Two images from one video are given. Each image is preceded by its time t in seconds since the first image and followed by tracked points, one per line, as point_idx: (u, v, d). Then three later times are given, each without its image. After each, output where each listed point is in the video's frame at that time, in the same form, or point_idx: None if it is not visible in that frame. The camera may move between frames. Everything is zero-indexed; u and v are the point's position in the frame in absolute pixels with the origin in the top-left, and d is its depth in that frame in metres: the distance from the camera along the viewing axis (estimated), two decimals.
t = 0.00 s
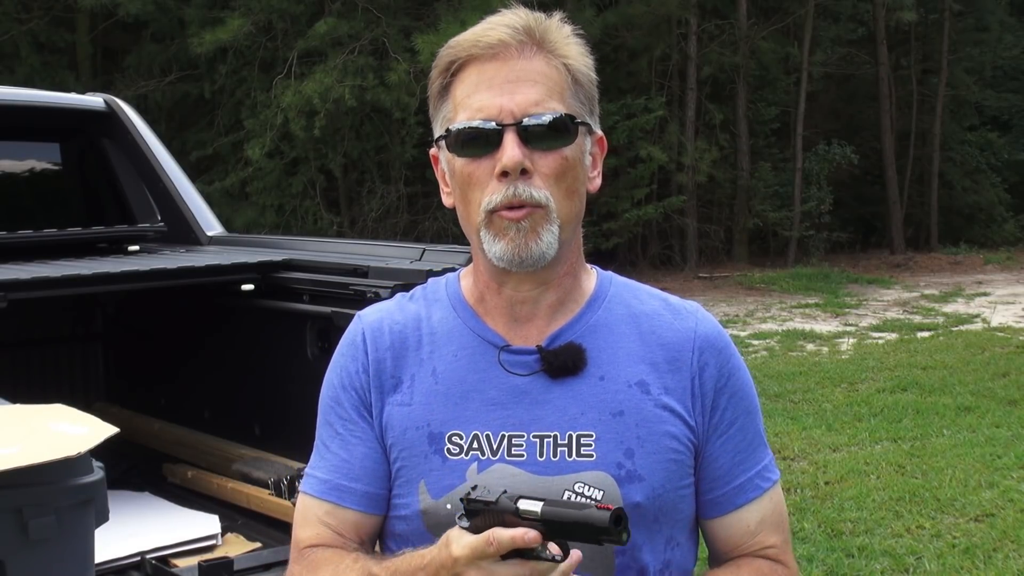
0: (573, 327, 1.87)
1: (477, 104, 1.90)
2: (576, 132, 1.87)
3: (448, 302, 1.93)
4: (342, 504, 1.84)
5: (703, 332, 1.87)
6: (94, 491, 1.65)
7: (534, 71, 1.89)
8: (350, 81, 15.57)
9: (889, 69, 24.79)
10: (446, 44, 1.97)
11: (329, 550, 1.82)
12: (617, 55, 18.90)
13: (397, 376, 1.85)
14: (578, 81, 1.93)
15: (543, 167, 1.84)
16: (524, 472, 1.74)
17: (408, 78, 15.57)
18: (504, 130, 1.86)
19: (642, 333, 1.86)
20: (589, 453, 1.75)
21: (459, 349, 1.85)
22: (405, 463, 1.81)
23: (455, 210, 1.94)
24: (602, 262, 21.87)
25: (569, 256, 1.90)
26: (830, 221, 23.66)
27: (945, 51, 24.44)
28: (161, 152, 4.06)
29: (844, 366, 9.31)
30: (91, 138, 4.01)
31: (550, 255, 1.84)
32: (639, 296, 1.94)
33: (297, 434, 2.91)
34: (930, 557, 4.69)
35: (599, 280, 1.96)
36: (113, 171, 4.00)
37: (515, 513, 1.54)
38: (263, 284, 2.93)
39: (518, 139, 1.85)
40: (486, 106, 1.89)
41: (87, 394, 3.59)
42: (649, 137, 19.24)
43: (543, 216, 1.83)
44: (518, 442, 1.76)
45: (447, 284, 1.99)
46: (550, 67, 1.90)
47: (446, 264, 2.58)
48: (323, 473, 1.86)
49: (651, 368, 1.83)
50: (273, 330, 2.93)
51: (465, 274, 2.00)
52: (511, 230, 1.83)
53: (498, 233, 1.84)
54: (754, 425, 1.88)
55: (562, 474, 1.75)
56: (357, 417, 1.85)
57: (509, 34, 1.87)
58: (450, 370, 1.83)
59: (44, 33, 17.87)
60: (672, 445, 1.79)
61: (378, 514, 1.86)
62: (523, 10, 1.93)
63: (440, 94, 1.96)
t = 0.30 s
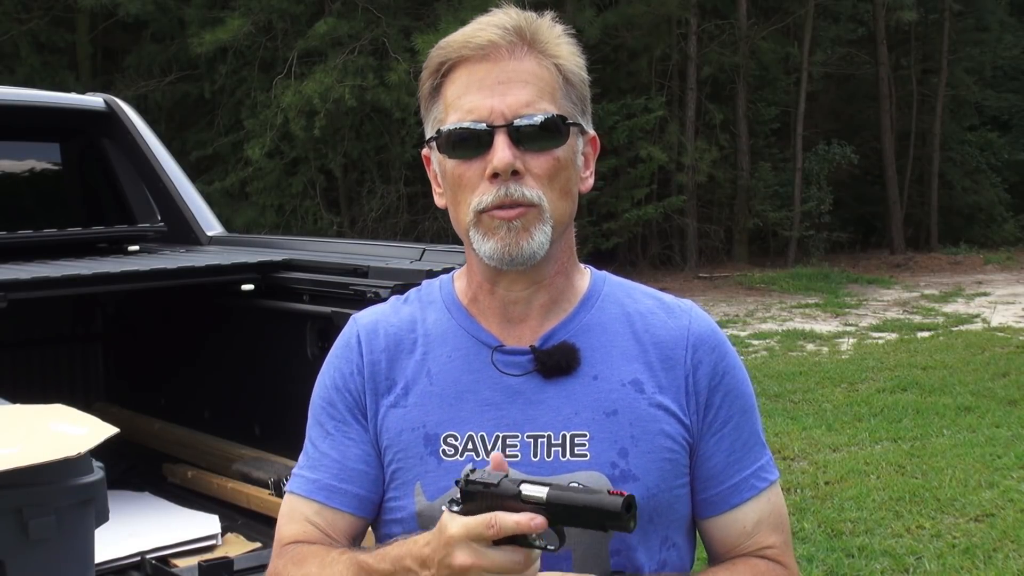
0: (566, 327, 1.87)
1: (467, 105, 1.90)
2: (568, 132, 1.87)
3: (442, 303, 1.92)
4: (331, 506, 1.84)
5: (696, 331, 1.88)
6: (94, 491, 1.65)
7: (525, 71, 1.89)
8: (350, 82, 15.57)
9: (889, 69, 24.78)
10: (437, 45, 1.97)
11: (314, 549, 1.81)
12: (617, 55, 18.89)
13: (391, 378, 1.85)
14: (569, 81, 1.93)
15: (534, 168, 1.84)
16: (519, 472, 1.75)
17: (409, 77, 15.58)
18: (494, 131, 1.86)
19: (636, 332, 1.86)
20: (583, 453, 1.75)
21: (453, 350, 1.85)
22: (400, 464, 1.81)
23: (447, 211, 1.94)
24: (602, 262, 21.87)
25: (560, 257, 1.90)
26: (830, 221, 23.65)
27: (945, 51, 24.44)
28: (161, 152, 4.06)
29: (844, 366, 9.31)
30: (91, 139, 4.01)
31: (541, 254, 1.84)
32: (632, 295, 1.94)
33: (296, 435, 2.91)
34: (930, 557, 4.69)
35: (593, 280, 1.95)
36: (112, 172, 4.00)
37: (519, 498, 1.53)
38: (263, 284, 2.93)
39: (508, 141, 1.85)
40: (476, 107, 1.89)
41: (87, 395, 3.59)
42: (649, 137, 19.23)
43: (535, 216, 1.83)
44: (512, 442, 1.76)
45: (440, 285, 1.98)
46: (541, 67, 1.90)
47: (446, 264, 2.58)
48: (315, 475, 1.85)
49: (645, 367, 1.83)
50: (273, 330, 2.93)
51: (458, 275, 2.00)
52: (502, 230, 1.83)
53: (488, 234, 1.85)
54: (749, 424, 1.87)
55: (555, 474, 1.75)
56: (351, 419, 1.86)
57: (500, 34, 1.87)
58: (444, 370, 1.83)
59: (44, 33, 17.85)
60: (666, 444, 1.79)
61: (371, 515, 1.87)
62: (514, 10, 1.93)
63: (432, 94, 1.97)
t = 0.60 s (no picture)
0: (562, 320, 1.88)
1: (465, 98, 1.88)
2: (564, 125, 1.87)
3: (437, 295, 1.92)
4: (329, 481, 1.79)
5: (693, 325, 1.88)
6: (94, 491, 1.65)
7: (523, 65, 1.88)
8: (350, 81, 15.57)
9: (889, 69, 24.78)
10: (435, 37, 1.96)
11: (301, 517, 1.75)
12: (617, 55, 18.87)
13: (388, 365, 1.84)
14: (566, 75, 1.93)
15: (531, 161, 1.84)
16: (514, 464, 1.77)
17: (409, 78, 15.58)
18: (492, 124, 1.85)
19: (633, 325, 1.86)
20: (579, 443, 1.76)
21: (449, 340, 1.84)
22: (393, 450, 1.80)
23: (443, 203, 1.93)
24: (602, 261, 21.88)
25: (557, 247, 1.90)
26: (830, 221, 23.66)
27: (945, 51, 24.43)
28: (161, 152, 4.06)
29: (844, 366, 9.31)
30: (91, 139, 4.01)
31: (538, 248, 1.83)
32: (629, 289, 1.94)
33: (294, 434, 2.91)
34: (930, 557, 4.69)
35: (588, 274, 1.95)
36: (112, 172, 3.99)
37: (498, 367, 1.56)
38: (263, 284, 2.93)
39: (506, 134, 1.84)
40: (474, 100, 1.88)
41: (87, 395, 3.59)
42: (649, 137, 19.22)
43: (533, 211, 1.82)
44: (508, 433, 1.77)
45: (436, 279, 1.98)
46: (539, 61, 1.89)
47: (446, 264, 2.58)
48: (309, 450, 1.81)
49: (641, 359, 1.83)
50: (273, 329, 2.93)
51: (453, 268, 1.99)
52: (499, 223, 1.82)
53: (485, 226, 1.83)
54: (745, 418, 1.88)
55: (548, 465, 1.76)
56: (348, 400, 1.83)
57: (498, 27, 1.86)
58: (439, 359, 1.83)
59: (44, 33, 17.84)
60: (661, 437, 1.79)
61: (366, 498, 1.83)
62: (512, 3, 1.92)
63: (429, 87, 1.95)
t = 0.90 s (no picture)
0: (564, 315, 1.87)
1: (470, 95, 1.88)
2: (570, 125, 1.87)
3: (436, 291, 1.91)
4: (332, 487, 1.77)
5: (692, 323, 1.88)
6: (94, 491, 1.65)
7: (530, 62, 1.88)
8: (350, 82, 15.56)
9: (889, 69, 24.77)
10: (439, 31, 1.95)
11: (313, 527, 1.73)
12: (617, 55, 18.86)
13: (387, 364, 1.83)
14: (572, 73, 1.93)
15: (537, 160, 1.83)
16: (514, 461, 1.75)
17: (409, 78, 15.61)
18: (497, 122, 1.85)
19: (634, 323, 1.86)
20: (582, 440, 1.76)
21: (450, 338, 1.83)
22: (395, 449, 1.79)
23: (446, 199, 1.92)
24: (602, 261, 21.90)
25: (560, 246, 1.90)
26: (830, 221, 23.66)
27: (945, 51, 24.44)
28: (161, 152, 4.06)
29: (844, 366, 9.31)
30: (91, 139, 4.01)
31: (542, 246, 1.84)
32: (627, 287, 1.94)
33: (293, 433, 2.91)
34: (930, 557, 4.68)
35: (587, 271, 1.95)
36: (112, 172, 3.99)
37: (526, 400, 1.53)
38: (263, 284, 2.93)
39: (512, 132, 1.84)
40: (480, 97, 1.87)
41: (87, 395, 3.59)
42: (650, 137, 19.23)
43: (538, 210, 1.82)
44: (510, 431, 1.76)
45: (434, 275, 1.97)
46: (545, 59, 1.89)
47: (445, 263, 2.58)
48: (310, 455, 1.79)
49: (643, 357, 1.83)
50: (272, 328, 2.93)
51: (453, 263, 1.99)
52: (504, 222, 1.82)
53: (489, 224, 1.83)
54: (741, 416, 1.90)
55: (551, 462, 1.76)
56: (349, 401, 1.81)
57: (505, 24, 1.85)
58: (441, 356, 1.82)
59: (44, 33, 17.83)
60: (662, 434, 1.79)
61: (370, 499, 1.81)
62: None
63: (433, 81, 1.94)
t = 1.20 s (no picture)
0: (571, 317, 1.86)
1: (493, 144, 1.74)
2: (593, 166, 1.79)
3: (441, 293, 1.90)
4: (340, 491, 1.77)
5: (695, 324, 1.88)
6: (94, 491, 1.65)
7: (554, 105, 1.74)
8: (350, 81, 15.56)
9: (889, 70, 24.77)
10: (447, 60, 1.75)
11: (326, 536, 1.73)
12: (617, 55, 18.87)
13: (393, 365, 1.82)
14: (593, 103, 1.81)
15: (564, 210, 1.76)
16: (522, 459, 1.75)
17: (408, 77, 15.61)
18: (524, 174, 1.74)
19: (637, 323, 1.86)
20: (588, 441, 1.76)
21: (455, 339, 1.82)
22: (401, 450, 1.78)
23: (462, 236, 1.83)
24: (602, 261, 21.91)
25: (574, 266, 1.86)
26: (830, 221, 23.66)
27: (945, 51, 24.44)
28: (161, 152, 4.06)
29: (844, 366, 9.31)
30: (91, 139, 4.01)
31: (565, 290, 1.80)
32: (630, 288, 1.94)
33: (294, 432, 2.91)
34: (930, 557, 4.68)
35: (592, 274, 1.93)
36: (112, 172, 3.99)
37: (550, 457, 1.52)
38: (264, 284, 2.94)
39: (539, 185, 1.74)
40: (503, 147, 1.74)
41: (87, 394, 3.59)
42: (649, 137, 19.23)
43: (565, 261, 1.77)
44: (517, 429, 1.76)
45: (438, 275, 1.95)
46: (571, 100, 1.75)
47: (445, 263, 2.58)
48: (318, 460, 1.79)
49: (647, 358, 1.83)
50: (273, 329, 2.94)
51: (456, 266, 1.95)
52: (531, 278, 1.76)
53: (514, 277, 1.76)
54: (743, 416, 1.90)
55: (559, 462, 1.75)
56: (354, 403, 1.80)
57: (531, 73, 1.70)
58: (447, 358, 1.81)
59: (44, 33, 17.83)
60: (668, 433, 1.80)
61: (376, 501, 1.81)
62: (538, 30, 1.75)
63: (444, 118, 1.78)
